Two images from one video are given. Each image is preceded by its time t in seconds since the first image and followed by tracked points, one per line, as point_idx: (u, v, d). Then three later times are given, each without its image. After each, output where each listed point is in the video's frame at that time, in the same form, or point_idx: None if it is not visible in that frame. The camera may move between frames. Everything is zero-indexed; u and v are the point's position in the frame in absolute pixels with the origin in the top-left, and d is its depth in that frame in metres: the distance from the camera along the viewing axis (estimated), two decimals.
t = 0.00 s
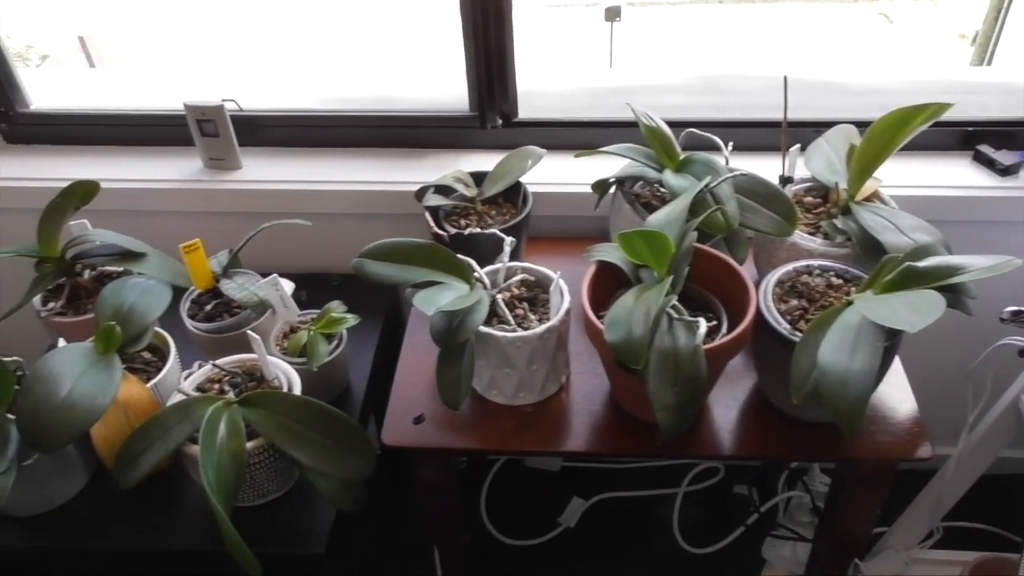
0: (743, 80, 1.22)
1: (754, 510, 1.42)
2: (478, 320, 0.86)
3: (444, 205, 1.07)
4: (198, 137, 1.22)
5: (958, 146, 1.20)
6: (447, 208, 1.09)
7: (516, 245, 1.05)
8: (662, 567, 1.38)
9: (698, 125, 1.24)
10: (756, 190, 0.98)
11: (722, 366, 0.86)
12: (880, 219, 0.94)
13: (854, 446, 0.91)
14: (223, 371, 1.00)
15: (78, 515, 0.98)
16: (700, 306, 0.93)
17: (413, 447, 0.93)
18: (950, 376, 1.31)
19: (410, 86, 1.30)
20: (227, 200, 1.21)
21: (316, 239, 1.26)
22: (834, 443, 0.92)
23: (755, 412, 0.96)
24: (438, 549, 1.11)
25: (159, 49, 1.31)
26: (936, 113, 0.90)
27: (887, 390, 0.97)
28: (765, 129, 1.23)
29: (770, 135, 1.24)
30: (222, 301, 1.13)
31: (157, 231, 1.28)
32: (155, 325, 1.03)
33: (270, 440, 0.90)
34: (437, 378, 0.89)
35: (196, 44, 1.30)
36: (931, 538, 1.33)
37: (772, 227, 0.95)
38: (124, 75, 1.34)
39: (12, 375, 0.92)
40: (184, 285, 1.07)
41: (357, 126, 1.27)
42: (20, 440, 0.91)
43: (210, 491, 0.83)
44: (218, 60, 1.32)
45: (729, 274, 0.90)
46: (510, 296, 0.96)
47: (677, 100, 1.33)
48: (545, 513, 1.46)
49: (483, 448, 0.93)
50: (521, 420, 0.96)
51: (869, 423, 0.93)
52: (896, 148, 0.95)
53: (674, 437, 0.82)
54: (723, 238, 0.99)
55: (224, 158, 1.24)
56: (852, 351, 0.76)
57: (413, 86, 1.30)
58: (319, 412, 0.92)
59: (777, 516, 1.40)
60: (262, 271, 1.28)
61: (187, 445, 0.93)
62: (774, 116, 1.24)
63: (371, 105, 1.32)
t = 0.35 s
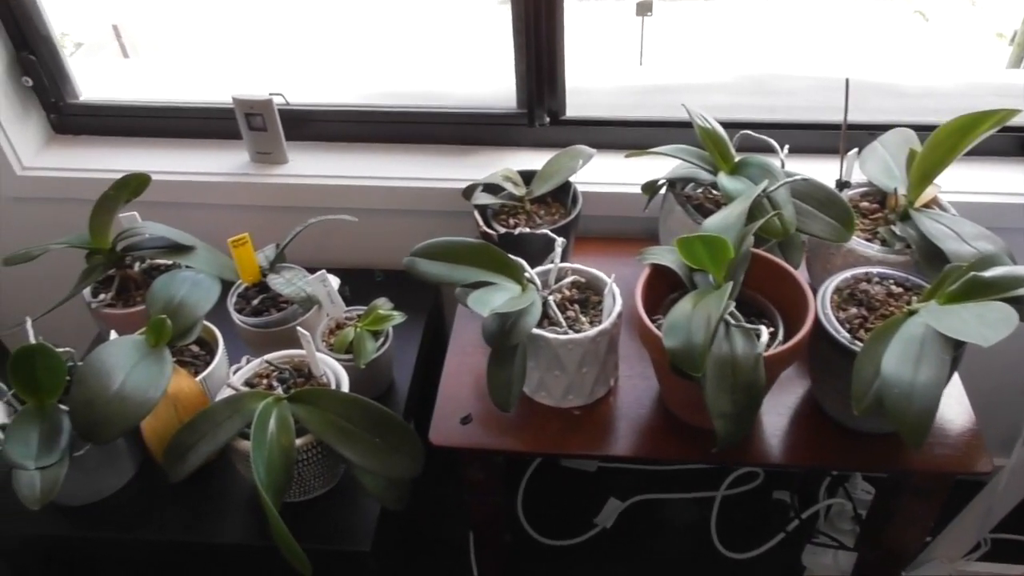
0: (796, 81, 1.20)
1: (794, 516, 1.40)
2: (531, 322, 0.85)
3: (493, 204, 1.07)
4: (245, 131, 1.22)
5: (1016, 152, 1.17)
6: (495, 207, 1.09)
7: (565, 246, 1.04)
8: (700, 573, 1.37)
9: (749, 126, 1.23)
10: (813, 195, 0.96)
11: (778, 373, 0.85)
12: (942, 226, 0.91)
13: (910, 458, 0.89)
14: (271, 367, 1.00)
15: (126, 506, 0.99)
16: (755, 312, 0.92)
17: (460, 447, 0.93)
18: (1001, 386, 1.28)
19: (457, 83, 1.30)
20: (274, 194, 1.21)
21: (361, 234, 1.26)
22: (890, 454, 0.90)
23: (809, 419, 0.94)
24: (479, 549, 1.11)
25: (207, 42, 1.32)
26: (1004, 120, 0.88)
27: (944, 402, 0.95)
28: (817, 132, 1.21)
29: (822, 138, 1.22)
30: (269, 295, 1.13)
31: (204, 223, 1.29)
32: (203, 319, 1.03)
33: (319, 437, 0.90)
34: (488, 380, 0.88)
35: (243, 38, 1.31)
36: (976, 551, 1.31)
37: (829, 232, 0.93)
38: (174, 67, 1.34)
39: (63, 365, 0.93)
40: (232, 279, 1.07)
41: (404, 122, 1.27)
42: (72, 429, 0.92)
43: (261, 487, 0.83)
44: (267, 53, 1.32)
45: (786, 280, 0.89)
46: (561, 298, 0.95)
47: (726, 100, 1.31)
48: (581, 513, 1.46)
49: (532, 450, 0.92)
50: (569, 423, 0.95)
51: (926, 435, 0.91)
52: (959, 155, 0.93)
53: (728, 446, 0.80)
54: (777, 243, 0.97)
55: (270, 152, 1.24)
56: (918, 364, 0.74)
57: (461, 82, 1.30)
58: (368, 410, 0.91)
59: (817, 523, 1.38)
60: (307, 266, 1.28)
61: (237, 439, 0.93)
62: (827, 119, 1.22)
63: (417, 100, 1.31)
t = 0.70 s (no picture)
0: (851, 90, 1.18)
1: (832, 531, 1.37)
2: (581, 329, 0.84)
3: (540, 207, 1.06)
4: (292, 125, 1.22)
5: None
6: (543, 210, 1.08)
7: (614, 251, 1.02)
8: None
9: (801, 135, 1.21)
10: (871, 208, 0.94)
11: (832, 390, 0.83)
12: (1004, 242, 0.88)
13: (964, 480, 0.87)
14: (316, 363, 1.00)
15: (165, 497, 1.00)
16: (808, 326, 0.90)
17: (503, 451, 0.92)
18: None
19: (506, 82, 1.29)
20: (320, 190, 1.21)
21: (406, 232, 1.26)
22: (944, 476, 0.88)
23: (860, 435, 0.92)
24: (515, 553, 1.10)
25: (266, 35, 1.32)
26: None
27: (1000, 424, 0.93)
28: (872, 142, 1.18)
29: (876, 149, 1.20)
30: (313, 291, 1.13)
31: (249, 216, 1.29)
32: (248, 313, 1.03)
33: (362, 436, 0.90)
34: (535, 386, 0.87)
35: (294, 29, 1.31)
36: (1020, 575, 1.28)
37: (886, 247, 0.91)
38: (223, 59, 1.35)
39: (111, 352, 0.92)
40: (277, 273, 1.07)
41: (451, 121, 1.26)
42: (118, 418, 0.92)
43: (306, 484, 0.83)
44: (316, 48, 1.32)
45: (843, 295, 0.87)
46: (610, 304, 0.94)
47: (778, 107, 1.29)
48: (613, 520, 1.45)
49: (576, 458, 0.91)
50: (613, 431, 0.94)
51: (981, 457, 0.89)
52: None
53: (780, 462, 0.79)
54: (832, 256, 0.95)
55: (316, 147, 1.23)
56: (982, 386, 0.72)
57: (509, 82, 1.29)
58: (412, 410, 0.91)
59: (855, 539, 1.35)
60: (351, 262, 1.28)
61: (281, 435, 0.93)
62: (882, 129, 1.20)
63: (465, 99, 1.30)
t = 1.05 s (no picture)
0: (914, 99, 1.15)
1: (876, 550, 1.33)
2: (633, 339, 0.83)
3: (592, 210, 1.05)
4: (344, 121, 1.22)
5: None
6: (594, 213, 1.07)
7: (666, 257, 1.01)
8: None
9: (860, 144, 1.18)
10: (935, 223, 0.91)
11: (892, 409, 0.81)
12: None
13: None
14: (363, 361, 1.00)
15: (211, 488, 1.01)
16: (867, 342, 0.88)
17: (549, 457, 0.91)
18: None
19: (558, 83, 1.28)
20: (369, 186, 1.21)
21: (454, 231, 1.26)
22: (1004, 501, 0.85)
23: (917, 455, 0.90)
24: (554, 558, 1.09)
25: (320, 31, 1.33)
26: None
27: None
28: (934, 153, 1.15)
29: (938, 160, 1.17)
30: (361, 288, 1.13)
31: (298, 211, 1.30)
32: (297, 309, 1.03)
33: (408, 436, 0.90)
34: (584, 393, 0.86)
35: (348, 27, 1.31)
36: None
37: (949, 263, 0.88)
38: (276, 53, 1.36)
39: (163, 343, 0.93)
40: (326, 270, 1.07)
41: (501, 121, 1.25)
42: (168, 409, 0.93)
43: (352, 482, 0.83)
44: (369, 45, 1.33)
45: (905, 311, 0.85)
46: (662, 313, 0.93)
47: (835, 114, 1.26)
48: (651, 528, 1.43)
49: (622, 467, 0.90)
50: (660, 441, 0.93)
51: None
52: None
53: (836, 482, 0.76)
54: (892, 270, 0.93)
55: (366, 144, 1.23)
56: None
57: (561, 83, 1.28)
58: (459, 412, 0.90)
59: (899, 559, 1.32)
60: (398, 260, 1.28)
61: (328, 432, 0.93)
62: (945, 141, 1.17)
63: (517, 99, 1.30)
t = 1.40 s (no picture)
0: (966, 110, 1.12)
1: (910, 569, 1.30)
2: (674, 348, 0.82)
3: (633, 217, 1.04)
4: (385, 121, 1.23)
5: None
6: (635, 219, 1.06)
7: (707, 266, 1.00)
8: None
9: (908, 156, 1.16)
10: (986, 239, 0.89)
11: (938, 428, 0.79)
12: None
13: None
14: (400, 361, 1.01)
15: (247, 482, 1.01)
16: (913, 359, 0.86)
17: (584, 464, 0.91)
18: None
19: (601, 87, 1.27)
20: (409, 186, 1.22)
21: (492, 233, 1.26)
22: None
23: (963, 476, 0.88)
24: (584, 565, 1.09)
25: (364, 30, 1.33)
26: None
27: None
28: (985, 166, 1.13)
29: (989, 173, 1.14)
30: (398, 287, 1.13)
31: (337, 209, 1.30)
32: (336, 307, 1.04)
33: (444, 438, 0.90)
34: (622, 401, 0.86)
35: (392, 26, 1.32)
36: None
37: (1000, 281, 0.86)
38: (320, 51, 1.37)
39: (204, 338, 0.94)
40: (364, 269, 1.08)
41: (543, 123, 1.25)
42: (207, 403, 0.94)
43: (388, 482, 0.83)
44: (412, 45, 1.33)
45: (954, 328, 0.83)
46: (703, 322, 0.92)
47: (882, 125, 1.24)
48: (680, 537, 1.42)
49: (658, 477, 0.89)
50: (697, 452, 0.92)
51: None
52: None
53: (880, 501, 0.75)
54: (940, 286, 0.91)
55: (407, 144, 1.24)
56: None
57: (604, 86, 1.27)
58: (495, 415, 0.90)
59: None
60: (435, 260, 1.28)
61: (365, 432, 0.93)
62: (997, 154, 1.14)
63: (558, 102, 1.29)
